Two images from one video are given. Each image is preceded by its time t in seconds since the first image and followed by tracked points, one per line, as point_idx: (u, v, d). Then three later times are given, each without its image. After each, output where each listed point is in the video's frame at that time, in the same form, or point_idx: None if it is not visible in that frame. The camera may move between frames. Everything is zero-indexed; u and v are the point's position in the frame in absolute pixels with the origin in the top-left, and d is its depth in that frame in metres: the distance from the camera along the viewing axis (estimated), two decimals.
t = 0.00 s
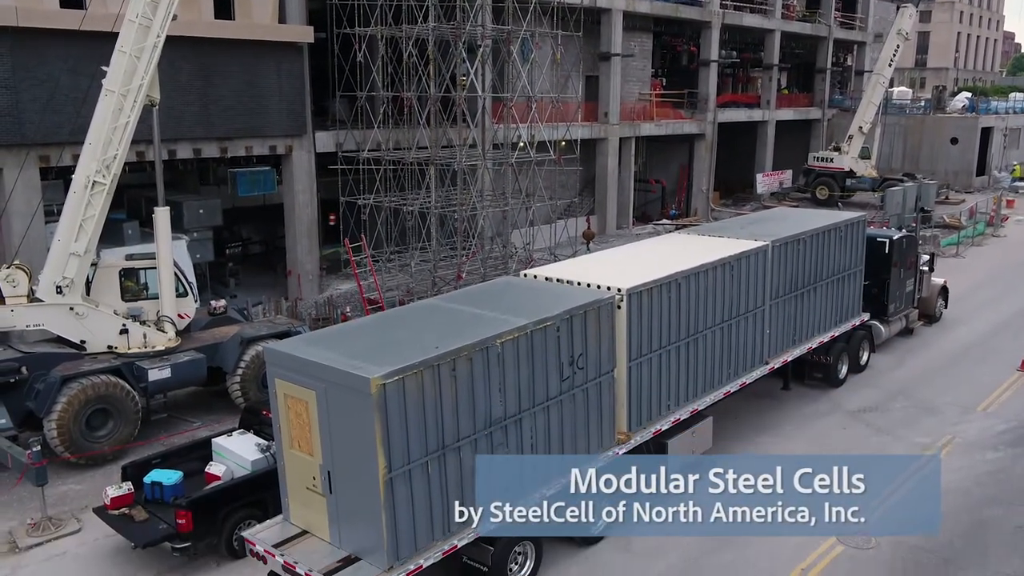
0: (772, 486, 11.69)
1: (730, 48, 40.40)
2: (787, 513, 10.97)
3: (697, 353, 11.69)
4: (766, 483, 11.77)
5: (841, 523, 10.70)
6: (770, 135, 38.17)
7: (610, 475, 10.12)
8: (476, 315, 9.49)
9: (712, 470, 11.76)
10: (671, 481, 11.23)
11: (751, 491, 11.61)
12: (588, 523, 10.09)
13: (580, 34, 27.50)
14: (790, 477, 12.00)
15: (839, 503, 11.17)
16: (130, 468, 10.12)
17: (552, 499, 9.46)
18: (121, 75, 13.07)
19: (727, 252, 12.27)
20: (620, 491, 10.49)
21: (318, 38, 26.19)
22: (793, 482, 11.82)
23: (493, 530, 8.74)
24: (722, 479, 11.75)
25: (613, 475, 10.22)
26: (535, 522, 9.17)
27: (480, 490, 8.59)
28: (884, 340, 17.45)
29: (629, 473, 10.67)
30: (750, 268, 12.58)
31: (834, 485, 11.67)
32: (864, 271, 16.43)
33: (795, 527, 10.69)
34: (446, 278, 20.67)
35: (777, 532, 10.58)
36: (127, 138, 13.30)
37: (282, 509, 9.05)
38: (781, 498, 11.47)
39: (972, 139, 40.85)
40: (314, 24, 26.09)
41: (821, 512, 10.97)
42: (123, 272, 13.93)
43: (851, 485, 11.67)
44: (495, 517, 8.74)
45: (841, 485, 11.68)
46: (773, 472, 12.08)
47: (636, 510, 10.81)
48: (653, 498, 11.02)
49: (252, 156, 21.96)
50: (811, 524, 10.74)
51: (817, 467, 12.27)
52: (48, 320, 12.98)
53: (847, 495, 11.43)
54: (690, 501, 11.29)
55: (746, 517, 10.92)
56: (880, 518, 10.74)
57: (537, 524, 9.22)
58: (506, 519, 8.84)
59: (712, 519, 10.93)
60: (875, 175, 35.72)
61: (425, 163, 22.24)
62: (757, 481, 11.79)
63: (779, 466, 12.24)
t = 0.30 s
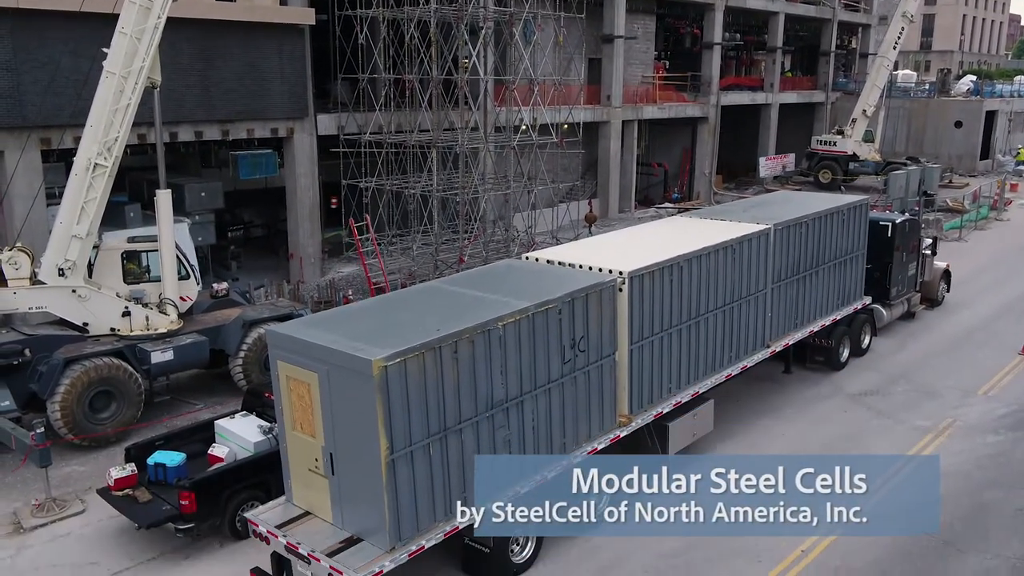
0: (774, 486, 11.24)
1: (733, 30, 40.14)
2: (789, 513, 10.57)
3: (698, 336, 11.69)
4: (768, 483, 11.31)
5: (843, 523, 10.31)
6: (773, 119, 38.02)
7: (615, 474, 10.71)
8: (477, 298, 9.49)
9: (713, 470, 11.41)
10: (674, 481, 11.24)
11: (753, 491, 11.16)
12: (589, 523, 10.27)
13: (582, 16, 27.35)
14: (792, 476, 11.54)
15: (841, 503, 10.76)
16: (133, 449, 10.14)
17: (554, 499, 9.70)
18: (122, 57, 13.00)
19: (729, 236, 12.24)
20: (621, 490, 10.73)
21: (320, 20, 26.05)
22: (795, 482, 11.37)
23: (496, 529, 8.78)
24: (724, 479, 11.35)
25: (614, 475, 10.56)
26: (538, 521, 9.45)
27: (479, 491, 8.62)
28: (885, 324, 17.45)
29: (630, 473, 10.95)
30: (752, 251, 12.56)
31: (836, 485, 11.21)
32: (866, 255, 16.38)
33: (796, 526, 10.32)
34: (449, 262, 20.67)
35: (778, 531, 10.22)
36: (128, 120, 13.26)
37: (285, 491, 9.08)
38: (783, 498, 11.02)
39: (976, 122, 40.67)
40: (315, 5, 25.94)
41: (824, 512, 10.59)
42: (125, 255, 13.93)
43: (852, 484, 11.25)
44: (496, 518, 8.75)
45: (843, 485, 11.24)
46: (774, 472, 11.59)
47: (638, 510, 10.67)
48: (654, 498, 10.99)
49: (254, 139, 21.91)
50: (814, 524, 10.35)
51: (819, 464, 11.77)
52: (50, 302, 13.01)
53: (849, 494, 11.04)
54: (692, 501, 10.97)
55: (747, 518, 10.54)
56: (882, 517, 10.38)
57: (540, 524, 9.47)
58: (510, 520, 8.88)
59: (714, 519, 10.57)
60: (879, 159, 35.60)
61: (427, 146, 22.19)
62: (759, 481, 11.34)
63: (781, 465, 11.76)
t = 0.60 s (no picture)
0: (776, 485, 10.85)
1: (735, 12, 39.91)
2: (791, 513, 10.24)
3: (698, 320, 11.69)
4: (770, 483, 10.90)
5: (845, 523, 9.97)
6: (775, 102, 37.89)
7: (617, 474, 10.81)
8: (478, 281, 9.48)
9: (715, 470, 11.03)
10: (675, 481, 10.96)
11: (756, 491, 10.76)
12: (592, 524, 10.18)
13: None
14: (794, 476, 11.09)
15: (843, 503, 10.40)
16: (135, 431, 10.19)
17: (556, 499, 9.78)
18: (121, 38, 12.93)
19: (730, 219, 12.21)
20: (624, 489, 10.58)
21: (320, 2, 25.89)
22: (797, 481, 10.93)
23: (498, 528, 9.06)
24: (727, 479, 10.96)
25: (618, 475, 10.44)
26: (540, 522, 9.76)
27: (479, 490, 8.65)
28: (886, 308, 17.45)
29: (633, 473, 10.84)
30: (753, 234, 12.53)
31: (838, 485, 10.82)
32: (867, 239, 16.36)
33: (798, 527, 9.98)
34: (450, 245, 20.65)
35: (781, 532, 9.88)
36: (128, 102, 13.22)
37: (286, 472, 9.13)
38: (785, 498, 10.63)
39: (979, 105, 40.48)
40: None
41: (824, 512, 10.26)
42: (125, 238, 13.93)
43: (855, 485, 10.82)
44: (498, 517, 9.02)
45: (845, 485, 10.83)
46: (777, 472, 11.14)
47: (640, 510, 10.34)
48: (655, 498, 10.65)
49: (254, 122, 21.84)
50: (815, 523, 10.03)
51: (821, 463, 11.32)
52: (52, 285, 13.04)
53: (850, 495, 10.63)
54: (694, 501, 10.60)
55: (750, 518, 10.18)
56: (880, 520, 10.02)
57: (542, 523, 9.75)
58: (512, 520, 9.15)
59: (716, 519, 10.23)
60: (880, 142, 35.48)
61: (428, 129, 22.12)
62: (761, 481, 10.94)
63: (783, 464, 11.30)
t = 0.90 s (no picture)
0: (778, 485, 10.50)
1: None
2: (791, 514, 9.92)
3: (698, 304, 11.69)
4: (772, 483, 10.54)
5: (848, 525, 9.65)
6: (778, 85, 37.72)
7: (618, 474, 10.57)
8: (477, 265, 9.47)
9: (717, 470, 10.72)
10: (677, 481, 10.64)
11: (757, 491, 10.41)
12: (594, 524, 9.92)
13: None
14: (796, 476, 10.69)
15: (845, 503, 10.07)
16: (136, 415, 10.24)
17: (558, 498, 9.77)
18: (119, 21, 12.86)
19: (730, 203, 12.18)
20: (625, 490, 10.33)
21: None
22: (799, 481, 10.57)
23: (499, 528, 9.23)
24: (728, 479, 10.62)
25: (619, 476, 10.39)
26: (540, 522, 9.63)
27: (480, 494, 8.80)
28: (886, 292, 17.45)
29: (635, 474, 10.62)
30: (753, 218, 12.51)
31: (841, 484, 10.47)
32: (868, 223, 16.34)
33: (801, 528, 9.66)
34: (450, 229, 20.64)
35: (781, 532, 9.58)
36: (127, 86, 13.17)
37: (286, 455, 9.18)
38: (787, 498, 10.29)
39: (982, 88, 40.25)
40: None
41: (826, 512, 9.93)
42: (126, 222, 13.92)
43: (856, 485, 10.42)
44: (500, 517, 9.19)
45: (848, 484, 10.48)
46: (779, 471, 10.77)
47: (641, 510, 10.03)
48: (657, 498, 10.32)
49: (254, 105, 21.76)
50: (817, 524, 9.71)
51: (824, 462, 10.96)
52: (53, 269, 13.05)
53: (851, 494, 10.24)
54: (696, 500, 10.28)
55: (752, 517, 9.88)
56: (881, 520, 9.74)
57: (542, 523, 9.63)
58: (514, 519, 9.30)
59: (718, 519, 9.91)
60: (883, 125, 35.32)
61: (428, 112, 22.02)
62: (763, 481, 10.59)
63: (784, 463, 10.94)
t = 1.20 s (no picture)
0: (780, 485, 10.21)
1: None
2: (793, 514, 9.65)
3: (698, 290, 11.69)
4: (774, 482, 10.24)
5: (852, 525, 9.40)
6: (781, 69, 37.49)
7: (619, 474, 10.34)
8: (477, 252, 9.47)
9: (718, 470, 10.43)
10: (679, 481, 10.35)
11: (759, 491, 10.10)
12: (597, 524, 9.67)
13: None
14: (797, 476, 10.39)
15: (847, 502, 9.81)
16: (138, 400, 10.26)
17: (558, 498, 9.70)
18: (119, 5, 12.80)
19: (731, 189, 12.15)
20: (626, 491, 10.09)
21: None
22: (800, 481, 10.27)
23: (503, 528, 9.31)
24: (730, 479, 10.31)
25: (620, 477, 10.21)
26: (540, 522, 9.45)
27: (484, 492, 8.95)
28: (887, 277, 17.43)
29: (635, 475, 10.37)
30: (754, 204, 12.48)
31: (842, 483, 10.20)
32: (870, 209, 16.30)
33: (804, 528, 9.38)
34: (451, 214, 20.61)
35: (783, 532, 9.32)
36: (127, 70, 13.12)
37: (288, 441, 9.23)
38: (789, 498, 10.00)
39: (986, 71, 40.00)
40: None
41: (829, 511, 9.66)
42: (127, 207, 13.92)
43: (858, 484, 10.15)
44: (501, 517, 9.30)
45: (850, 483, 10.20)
46: (780, 471, 10.46)
47: (643, 510, 9.78)
48: (659, 498, 10.05)
49: (254, 89, 21.67)
50: (819, 524, 9.46)
51: (824, 461, 10.64)
52: (55, 254, 13.07)
53: (852, 494, 9.96)
54: (698, 500, 9.98)
55: (754, 518, 9.60)
56: (883, 520, 9.49)
57: (543, 523, 9.44)
58: (517, 519, 9.36)
59: (720, 519, 9.62)
60: (886, 109, 35.13)
61: (430, 97, 21.93)
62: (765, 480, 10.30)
63: (785, 462, 10.63)
